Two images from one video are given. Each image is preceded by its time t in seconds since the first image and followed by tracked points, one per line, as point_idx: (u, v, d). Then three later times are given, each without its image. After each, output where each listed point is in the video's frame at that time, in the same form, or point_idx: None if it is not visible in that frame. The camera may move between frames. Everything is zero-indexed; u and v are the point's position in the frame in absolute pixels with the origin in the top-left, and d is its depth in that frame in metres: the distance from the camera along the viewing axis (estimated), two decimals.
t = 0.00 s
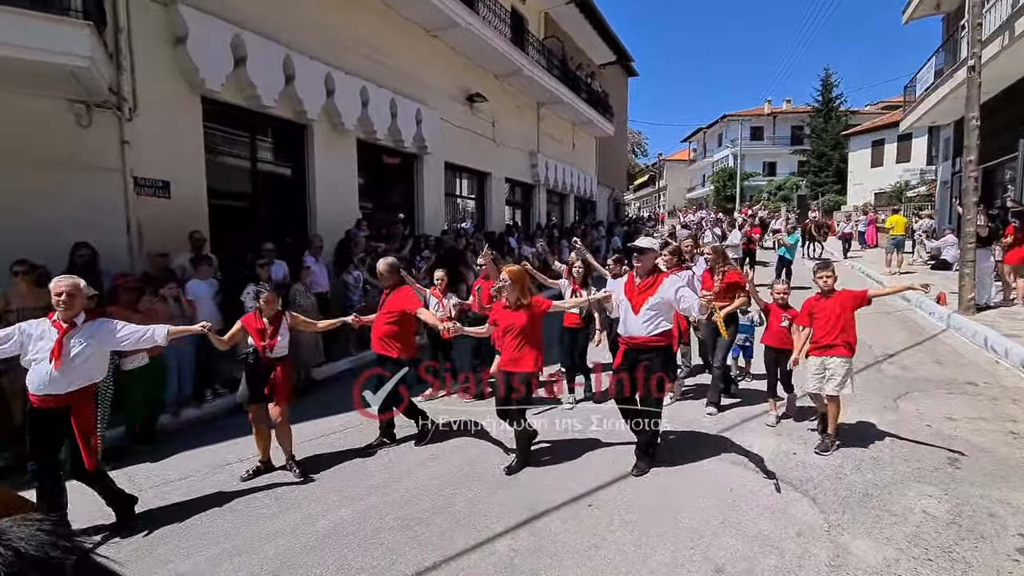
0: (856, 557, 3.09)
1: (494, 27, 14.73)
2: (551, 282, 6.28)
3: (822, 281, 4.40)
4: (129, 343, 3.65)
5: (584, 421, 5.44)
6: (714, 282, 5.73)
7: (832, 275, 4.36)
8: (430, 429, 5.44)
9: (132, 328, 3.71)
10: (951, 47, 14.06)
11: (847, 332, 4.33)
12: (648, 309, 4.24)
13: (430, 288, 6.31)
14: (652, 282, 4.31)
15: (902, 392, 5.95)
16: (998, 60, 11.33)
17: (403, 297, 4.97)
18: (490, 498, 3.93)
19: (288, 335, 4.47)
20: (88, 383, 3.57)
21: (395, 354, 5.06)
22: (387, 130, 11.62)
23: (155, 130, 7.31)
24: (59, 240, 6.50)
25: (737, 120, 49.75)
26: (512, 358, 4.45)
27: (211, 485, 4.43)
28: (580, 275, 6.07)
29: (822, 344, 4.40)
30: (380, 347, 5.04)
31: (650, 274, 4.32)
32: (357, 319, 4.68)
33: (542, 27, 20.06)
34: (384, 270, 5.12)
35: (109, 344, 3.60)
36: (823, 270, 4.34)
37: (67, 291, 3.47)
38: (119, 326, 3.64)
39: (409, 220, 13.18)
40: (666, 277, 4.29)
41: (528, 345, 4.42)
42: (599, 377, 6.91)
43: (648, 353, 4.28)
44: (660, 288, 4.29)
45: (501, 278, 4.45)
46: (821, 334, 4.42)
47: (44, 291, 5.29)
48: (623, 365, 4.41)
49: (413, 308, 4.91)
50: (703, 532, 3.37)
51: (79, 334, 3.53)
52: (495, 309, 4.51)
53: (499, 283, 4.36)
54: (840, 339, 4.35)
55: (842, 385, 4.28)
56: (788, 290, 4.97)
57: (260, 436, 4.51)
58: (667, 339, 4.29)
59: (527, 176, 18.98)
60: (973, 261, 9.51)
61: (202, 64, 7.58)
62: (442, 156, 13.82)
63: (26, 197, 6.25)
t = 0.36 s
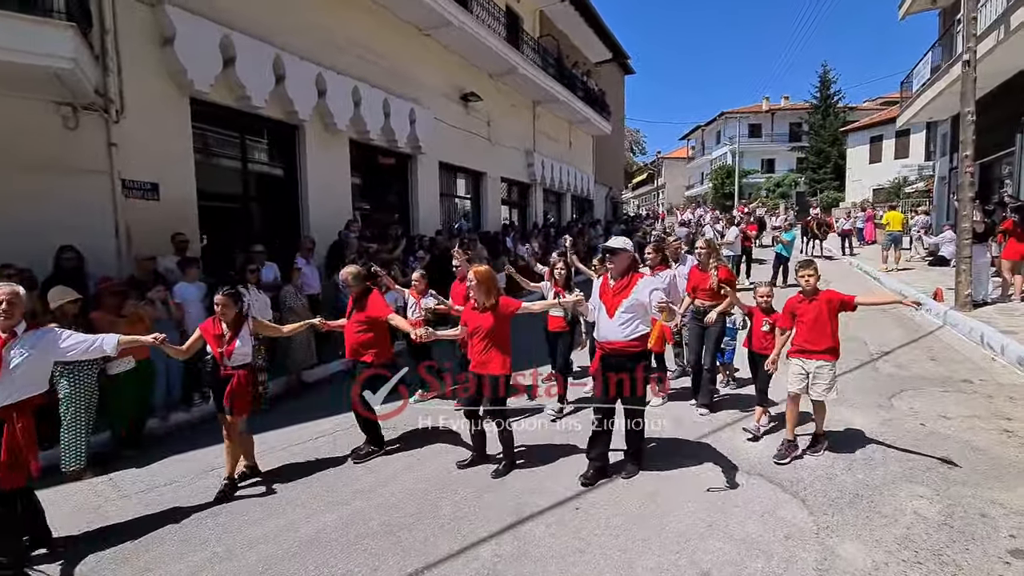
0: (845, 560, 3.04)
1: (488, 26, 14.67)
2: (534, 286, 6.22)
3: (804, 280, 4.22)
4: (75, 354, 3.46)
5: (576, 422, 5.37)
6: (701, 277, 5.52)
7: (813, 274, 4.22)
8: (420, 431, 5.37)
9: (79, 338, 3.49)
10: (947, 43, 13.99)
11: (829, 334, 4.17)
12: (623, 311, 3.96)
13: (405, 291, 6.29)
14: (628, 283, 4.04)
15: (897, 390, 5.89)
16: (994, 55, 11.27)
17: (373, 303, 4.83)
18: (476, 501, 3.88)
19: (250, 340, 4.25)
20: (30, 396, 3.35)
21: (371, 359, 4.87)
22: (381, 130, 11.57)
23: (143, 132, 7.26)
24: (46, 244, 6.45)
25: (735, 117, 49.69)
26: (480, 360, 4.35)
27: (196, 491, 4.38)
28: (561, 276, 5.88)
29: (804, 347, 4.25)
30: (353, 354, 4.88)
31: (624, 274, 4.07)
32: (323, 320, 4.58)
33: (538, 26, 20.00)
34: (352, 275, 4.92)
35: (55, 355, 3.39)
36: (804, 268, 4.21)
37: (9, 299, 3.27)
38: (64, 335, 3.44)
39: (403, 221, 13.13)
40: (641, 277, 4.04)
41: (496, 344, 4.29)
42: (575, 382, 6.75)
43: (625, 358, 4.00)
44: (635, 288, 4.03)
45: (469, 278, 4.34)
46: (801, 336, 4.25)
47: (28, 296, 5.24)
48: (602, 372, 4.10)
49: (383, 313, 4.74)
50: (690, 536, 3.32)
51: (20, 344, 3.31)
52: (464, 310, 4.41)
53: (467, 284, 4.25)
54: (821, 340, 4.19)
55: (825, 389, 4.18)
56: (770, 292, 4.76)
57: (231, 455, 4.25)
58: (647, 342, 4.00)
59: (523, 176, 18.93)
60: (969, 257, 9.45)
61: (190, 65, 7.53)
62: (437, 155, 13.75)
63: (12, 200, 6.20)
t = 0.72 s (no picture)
0: (834, 562, 3.01)
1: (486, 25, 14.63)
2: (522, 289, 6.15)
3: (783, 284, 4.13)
4: (33, 360, 3.46)
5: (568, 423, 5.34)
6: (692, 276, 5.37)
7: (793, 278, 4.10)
8: (411, 432, 5.35)
9: (41, 345, 3.49)
10: (946, 41, 13.93)
11: (807, 343, 4.10)
12: (596, 314, 3.87)
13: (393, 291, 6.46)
14: (600, 286, 3.94)
15: (892, 390, 5.86)
16: (993, 54, 11.22)
17: (357, 303, 4.55)
18: (466, 502, 3.86)
19: (224, 343, 4.18)
20: None
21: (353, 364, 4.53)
22: (377, 129, 11.55)
23: (136, 131, 7.25)
24: (39, 243, 6.44)
25: (735, 116, 49.61)
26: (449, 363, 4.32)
27: (185, 491, 4.36)
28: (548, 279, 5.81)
29: (782, 354, 4.17)
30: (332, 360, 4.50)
31: (597, 276, 3.95)
32: (298, 335, 4.39)
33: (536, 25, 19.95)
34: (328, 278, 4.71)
35: (13, 361, 3.42)
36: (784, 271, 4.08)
37: None
38: (24, 341, 3.45)
39: (401, 220, 13.11)
40: (614, 279, 3.93)
41: (466, 350, 4.30)
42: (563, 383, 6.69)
43: (599, 364, 3.88)
44: (608, 291, 3.93)
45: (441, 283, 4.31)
46: (778, 343, 4.17)
47: (19, 295, 5.23)
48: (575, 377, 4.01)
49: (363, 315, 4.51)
50: (678, 536, 3.30)
51: None
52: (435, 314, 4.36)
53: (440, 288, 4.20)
54: (799, 349, 4.11)
55: (803, 399, 4.11)
56: (757, 295, 4.65)
57: (217, 455, 4.21)
58: (621, 347, 3.89)
59: (522, 175, 18.90)
60: (967, 257, 9.41)
61: (184, 64, 7.52)
62: (434, 154, 13.71)
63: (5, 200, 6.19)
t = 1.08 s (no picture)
0: (835, 565, 2.98)
1: (485, 24, 14.58)
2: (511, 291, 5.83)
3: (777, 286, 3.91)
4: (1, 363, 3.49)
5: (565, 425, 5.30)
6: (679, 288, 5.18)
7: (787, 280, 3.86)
8: (409, 433, 5.30)
9: (8, 348, 3.52)
10: (946, 40, 13.90)
11: (796, 348, 3.90)
12: (577, 320, 3.67)
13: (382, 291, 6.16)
14: (582, 290, 3.72)
15: (893, 391, 5.83)
16: (993, 53, 11.19)
17: (338, 301, 4.31)
18: (464, 504, 3.84)
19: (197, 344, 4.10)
20: None
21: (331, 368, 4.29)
22: (376, 129, 11.51)
23: (134, 131, 7.22)
24: (36, 244, 6.41)
25: (735, 116, 49.58)
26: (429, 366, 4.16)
27: (182, 493, 4.33)
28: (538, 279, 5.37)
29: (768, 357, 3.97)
30: (312, 363, 4.25)
31: (579, 279, 3.74)
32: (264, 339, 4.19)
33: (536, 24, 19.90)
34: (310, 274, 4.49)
35: None
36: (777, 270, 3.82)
37: None
38: None
39: (400, 220, 13.08)
40: (598, 283, 3.70)
41: (445, 350, 4.12)
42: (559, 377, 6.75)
43: (581, 373, 3.66)
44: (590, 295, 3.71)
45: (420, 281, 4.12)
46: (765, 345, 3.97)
47: (15, 296, 5.21)
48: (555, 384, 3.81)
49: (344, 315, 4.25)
50: (678, 539, 3.28)
51: None
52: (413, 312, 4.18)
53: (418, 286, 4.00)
54: (788, 353, 3.89)
55: (788, 405, 3.85)
56: (743, 299, 4.51)
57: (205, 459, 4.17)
58: (602, 354, 3.68)
59: (521, 174, 18.86)
60: (968, 256, 9.37)
61: (181, 64, 7.50)
62: (433, 154, 13.68)
63: (3, 201, 6.17)
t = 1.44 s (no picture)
0: (850, 569, 2.92)
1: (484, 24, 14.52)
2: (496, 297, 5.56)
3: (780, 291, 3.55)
4: None
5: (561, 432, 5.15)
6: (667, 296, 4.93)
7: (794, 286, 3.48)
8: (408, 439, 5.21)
9: None
10: (948, 35, 13.82)
11: (800, 360, 3.55)
12: (561, 327, 3.48)
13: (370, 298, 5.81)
14: (570, 296, 3.53)
15: (902, 389, 5.76)
16: (996, 48, 11.13)
17: (321, 310, 4.03)
18: (469, 509, 3.78)
19: (166, 358, 3.82)
20: None
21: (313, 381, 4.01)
22: (376, 130, 11.46)
23: (132, 134, 7.18)
24: (35, 249, 6.36)
25: (735, 114, 49.52)
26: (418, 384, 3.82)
27: (183, 500, 4.27)
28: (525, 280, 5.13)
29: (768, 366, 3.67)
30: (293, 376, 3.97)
31: (568, 284, 3.54)
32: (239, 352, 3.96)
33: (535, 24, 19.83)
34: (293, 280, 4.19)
35: None
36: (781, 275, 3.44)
37: None
38: None
39: (401, 222, 13.02)
40: (586, 288, 3.50)
41: (437, 364, 3.83)
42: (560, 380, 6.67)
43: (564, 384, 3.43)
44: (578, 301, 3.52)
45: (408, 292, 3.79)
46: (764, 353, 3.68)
47: (14, 302, 5.15)
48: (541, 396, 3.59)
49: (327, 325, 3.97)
50: (688, 544, 3.21)
51: None
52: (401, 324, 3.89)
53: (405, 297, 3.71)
54: (788, 365, 3.57)
55: (794, 420, 3.51)
56: (733, 298, 4.32)
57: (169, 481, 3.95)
58: (591, 363, 3.46)
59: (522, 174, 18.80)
60: (974, 252, 9.29)
61: (179, 67, 7.45)
62: (433, 155, 13.62)
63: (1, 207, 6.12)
